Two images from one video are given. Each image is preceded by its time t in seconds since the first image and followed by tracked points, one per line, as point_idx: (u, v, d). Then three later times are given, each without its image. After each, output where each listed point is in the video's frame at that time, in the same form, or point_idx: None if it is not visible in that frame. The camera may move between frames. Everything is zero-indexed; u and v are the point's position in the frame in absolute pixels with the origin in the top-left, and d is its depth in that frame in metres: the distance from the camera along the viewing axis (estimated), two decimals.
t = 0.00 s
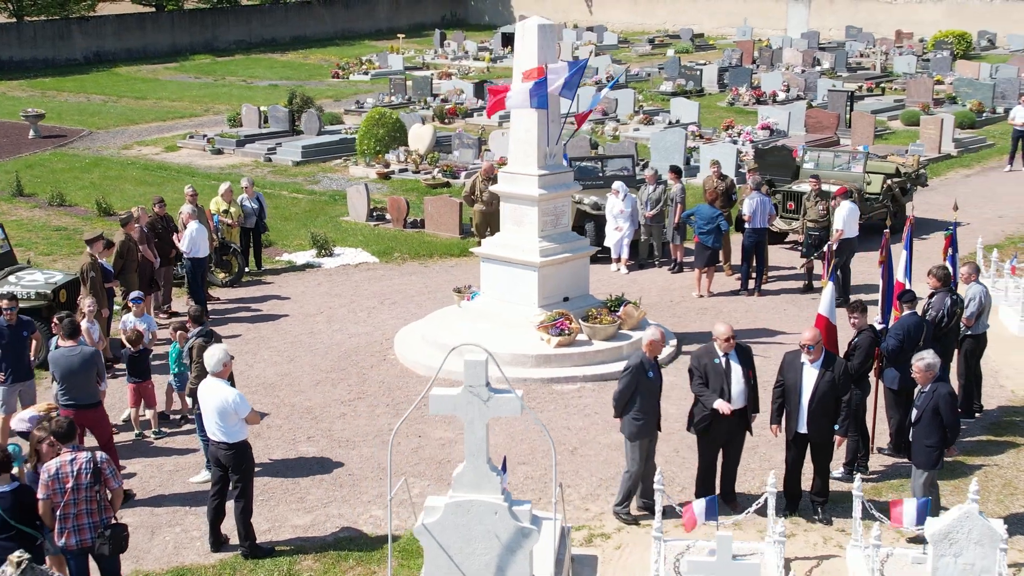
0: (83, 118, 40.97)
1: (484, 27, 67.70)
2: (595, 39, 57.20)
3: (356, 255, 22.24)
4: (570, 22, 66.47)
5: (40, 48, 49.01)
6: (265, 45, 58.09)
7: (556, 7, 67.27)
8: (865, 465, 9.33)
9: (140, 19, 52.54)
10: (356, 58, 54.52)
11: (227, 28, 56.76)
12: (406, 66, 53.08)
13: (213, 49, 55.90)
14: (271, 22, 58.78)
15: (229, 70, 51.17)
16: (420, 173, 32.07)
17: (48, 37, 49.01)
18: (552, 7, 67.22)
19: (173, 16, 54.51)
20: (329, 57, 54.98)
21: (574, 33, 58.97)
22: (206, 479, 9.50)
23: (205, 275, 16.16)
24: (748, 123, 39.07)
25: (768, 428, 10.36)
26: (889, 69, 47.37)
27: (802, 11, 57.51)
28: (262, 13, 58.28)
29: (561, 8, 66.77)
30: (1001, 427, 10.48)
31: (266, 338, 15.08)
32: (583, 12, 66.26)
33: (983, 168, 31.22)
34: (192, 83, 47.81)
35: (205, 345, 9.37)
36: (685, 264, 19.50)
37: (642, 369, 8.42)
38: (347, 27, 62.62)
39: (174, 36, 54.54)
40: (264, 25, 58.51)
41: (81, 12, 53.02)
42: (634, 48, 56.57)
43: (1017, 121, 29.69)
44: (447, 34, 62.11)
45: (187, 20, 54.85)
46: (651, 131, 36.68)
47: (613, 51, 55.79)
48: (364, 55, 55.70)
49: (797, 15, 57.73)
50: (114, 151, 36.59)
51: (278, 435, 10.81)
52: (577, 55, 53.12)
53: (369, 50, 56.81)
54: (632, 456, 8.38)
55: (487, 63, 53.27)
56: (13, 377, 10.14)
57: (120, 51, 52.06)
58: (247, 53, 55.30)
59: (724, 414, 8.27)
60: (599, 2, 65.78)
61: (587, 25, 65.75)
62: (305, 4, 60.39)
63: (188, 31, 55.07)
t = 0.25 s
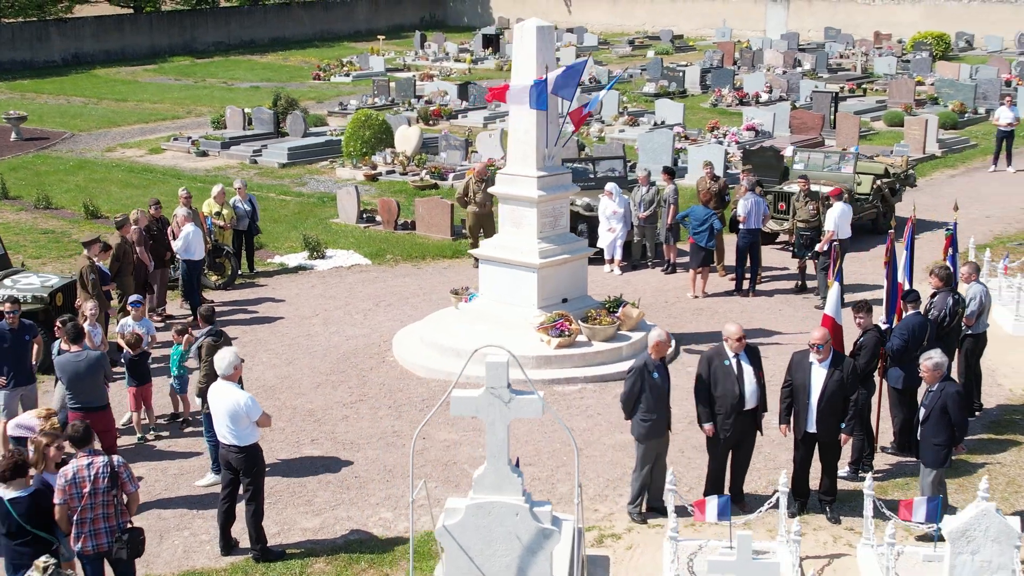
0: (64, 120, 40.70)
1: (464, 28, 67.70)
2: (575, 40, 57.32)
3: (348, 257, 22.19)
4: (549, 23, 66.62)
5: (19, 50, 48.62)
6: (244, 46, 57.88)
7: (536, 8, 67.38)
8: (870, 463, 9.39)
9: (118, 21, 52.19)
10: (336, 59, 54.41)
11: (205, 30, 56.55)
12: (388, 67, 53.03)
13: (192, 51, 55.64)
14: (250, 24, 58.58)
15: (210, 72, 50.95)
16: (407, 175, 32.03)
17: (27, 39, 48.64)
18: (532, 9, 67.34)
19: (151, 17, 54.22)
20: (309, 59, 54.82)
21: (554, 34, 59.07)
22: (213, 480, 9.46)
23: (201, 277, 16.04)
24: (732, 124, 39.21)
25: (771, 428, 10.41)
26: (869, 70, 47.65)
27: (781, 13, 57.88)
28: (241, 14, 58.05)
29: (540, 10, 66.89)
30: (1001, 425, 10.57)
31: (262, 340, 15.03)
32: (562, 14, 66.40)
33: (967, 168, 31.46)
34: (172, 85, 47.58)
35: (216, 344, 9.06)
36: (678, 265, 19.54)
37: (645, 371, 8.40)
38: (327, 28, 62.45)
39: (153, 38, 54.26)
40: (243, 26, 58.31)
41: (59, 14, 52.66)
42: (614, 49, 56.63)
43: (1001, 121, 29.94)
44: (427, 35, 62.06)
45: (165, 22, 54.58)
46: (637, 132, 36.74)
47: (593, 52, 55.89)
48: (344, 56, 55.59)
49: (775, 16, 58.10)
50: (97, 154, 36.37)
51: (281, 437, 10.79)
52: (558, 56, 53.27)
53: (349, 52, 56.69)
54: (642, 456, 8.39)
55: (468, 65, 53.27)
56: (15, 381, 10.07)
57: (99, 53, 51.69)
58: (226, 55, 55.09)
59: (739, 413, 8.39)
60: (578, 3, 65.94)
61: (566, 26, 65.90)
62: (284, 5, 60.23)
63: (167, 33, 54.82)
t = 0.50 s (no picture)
0: (49, 122, 40.49)
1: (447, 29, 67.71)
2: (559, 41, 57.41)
3: (342, 258, 22.17)
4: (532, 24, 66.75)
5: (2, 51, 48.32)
6: (226, 48, 57.73)
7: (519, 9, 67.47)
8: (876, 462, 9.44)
9: (100, 22, 51.90)
10: (319, 61, 54.33)
11: (188, 31, 56.39)
12: (372, 68, 53.00)
13: (174, 52, 55.44)
14: (233, 25, 58.41)
15: (193, 73, 50.78)
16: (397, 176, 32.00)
17: (10, 41, 48.36)
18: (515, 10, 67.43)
19: (133, 19, 53.99)
20: (292, 60, 54.71)
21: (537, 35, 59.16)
22: (220, 480, 9.45)
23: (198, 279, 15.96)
24: (720, 124, 39.33)
25: (775, 428, 10.45)
26: (854, 70, 47.90)
27: (764, 14, 58.19)
28: (223, 16, 57.89)
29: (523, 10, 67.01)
30: (1003, 423, 10.64)
31: (261, 342, 15.01)
32: (545, 14, 66.54)
33: (955, 168, 31.65)
34: (156, 86, 47.41)
35: (226, 343, 9.05)
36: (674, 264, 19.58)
37: (648, 374, 8.42)
38: (310, 29, 62.33)
39: (135, 39, 54.03)
40: (226, 27, 58.14)
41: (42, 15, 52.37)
42: (598, 50, 56.68)
43: (988, 122, 30.13)
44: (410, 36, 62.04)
45: (148, 23, 54.37)
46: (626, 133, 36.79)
47: (577, 53, 55.99)
48: (327, 58, 55.50)
49: (758, 17, 58.41)
50: (84, 156, 36.20)
51: (286, 439, 10.78)
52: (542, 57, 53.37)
53: (332, 53, 56.61)
54: (650, 457, 8.41)
55: (453, 66, 53.29)
56: (19, 384, 10.02)
57: (80, 55, 51.36)
58: (209, 56, 54.93)
59: (749, 414, 8.43)
60: (561, 4, 66.06)
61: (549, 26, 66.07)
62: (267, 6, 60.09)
63: (149, 34, 54.60)
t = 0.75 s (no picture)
0: (32, 125, 40.23)
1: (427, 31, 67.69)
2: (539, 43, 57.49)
3: (335, 260, 22.13)
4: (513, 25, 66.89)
5: None
6: (206, 49, 57.51)
7: (499, 11, 67.56)
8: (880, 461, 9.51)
9: (79, 24, 51.56)
10: (300, 63, 54.21)
11: (168, 33, 56.16)
12: (354, 70, 52.93)
13: (154, 54, 55.17)
14: (212, 27, 58.19)
15: (174, 75, 50.57)
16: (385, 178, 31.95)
17: None
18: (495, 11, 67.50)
19: (112, 21, 53.69)
20: (273, 62, 54.56)
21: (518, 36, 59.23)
22: (227, 480, 9.46)
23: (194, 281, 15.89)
24: (705, 125, 39.47)
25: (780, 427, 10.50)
26: (835, 71, 48.16)
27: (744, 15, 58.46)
28: (203, 17, 57.68)
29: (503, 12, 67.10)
30: (1003, 421, 10.73)
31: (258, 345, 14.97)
32: (526, 15, 66.64)
33: (940, 168, 31.86)
34: (137, 88, 47.18)
35: (237, 343, 9.03)
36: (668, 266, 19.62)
37: (655, 374, 8.37)
38: (290, 31, 62.19)
39: (115, 41, 53.74)
40: (206, 29, 57.90)
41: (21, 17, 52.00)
42: (579, 51, 56.73)
43: (973, 122, 30.34)
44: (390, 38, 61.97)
45: (127, 25, 54.10)
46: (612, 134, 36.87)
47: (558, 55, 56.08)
48: (307, 59, 55.39)
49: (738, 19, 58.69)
50: (68, 158, 35.99)
51: (289, 442, 10.76)
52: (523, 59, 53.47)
53: (313, 55, 56.48)
54: (659, 457, 8.41)
55: (435, 68, 53.28)
56: (22, 389, 9.97)
57: (60, 57, 50.97)
58: (190, 58, 54.70)
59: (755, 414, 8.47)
60: (541, 4, 66.20)
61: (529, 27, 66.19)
62: (246, 8, 59.90)
63: (128, 36, 54.31)
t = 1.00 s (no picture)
0: (16, 127, 39.99)
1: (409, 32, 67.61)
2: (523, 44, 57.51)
3: (329, 262, 22.09)
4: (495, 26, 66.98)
5: None
6: (188, 51, 57.30)
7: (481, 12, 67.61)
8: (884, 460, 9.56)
9: (60, 25, 51.23)
10: (282, 64, 54.06)
11: (149, 34, 55.94)
12: (337, 71, 52.83)
13: (135, 55, 54.91)
14: (194, 29, 58.02)
15: (157, 77, 50.37)
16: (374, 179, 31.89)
17: None
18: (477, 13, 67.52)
19: (93, 22, 53.41)
20: (255, 63, 54.41)
21: (501, 38, 59.26)
22: (231, 480, 9.49)
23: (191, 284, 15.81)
24: (693, 126, 39.58)
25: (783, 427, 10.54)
26: (819, 72, 48.36)
27: (726, 17, 58.69)
28: (185, 19, 57.51)
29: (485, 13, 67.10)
30: (1004, 420, 10.80)
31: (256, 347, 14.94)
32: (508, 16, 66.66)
33: (927, 168, 32.05)
34: (120, 90, 46.96)
35: (246, 344, 9.02)
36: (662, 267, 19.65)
37: (666, 374, 8.40)
38: (272, 32, 62.05)
39: (96, 42, 53.45)
40: (187, 31, 57.71)
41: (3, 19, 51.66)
42: (562, 52, 56.78)
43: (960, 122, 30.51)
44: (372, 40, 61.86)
45: (109, 26, 53.83)
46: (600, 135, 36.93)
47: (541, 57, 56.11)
48: (290, 61, 55.26)
49: (720, 20, 58.92)
50: (54, 160, 35.80)
51: (292, 444, 10.74)
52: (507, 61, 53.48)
53: (295, 56, 56.33)
54: (668, 457, 8.44)
55: (418, 69, 53.24)
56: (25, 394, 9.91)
57: (41, 58, 50.55)
58: (171, 60, 54.47)
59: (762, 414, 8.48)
60: (524, 5, 66.25)
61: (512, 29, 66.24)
62: (227, 9, 59.75)
63: (110, 38, 54.03)
